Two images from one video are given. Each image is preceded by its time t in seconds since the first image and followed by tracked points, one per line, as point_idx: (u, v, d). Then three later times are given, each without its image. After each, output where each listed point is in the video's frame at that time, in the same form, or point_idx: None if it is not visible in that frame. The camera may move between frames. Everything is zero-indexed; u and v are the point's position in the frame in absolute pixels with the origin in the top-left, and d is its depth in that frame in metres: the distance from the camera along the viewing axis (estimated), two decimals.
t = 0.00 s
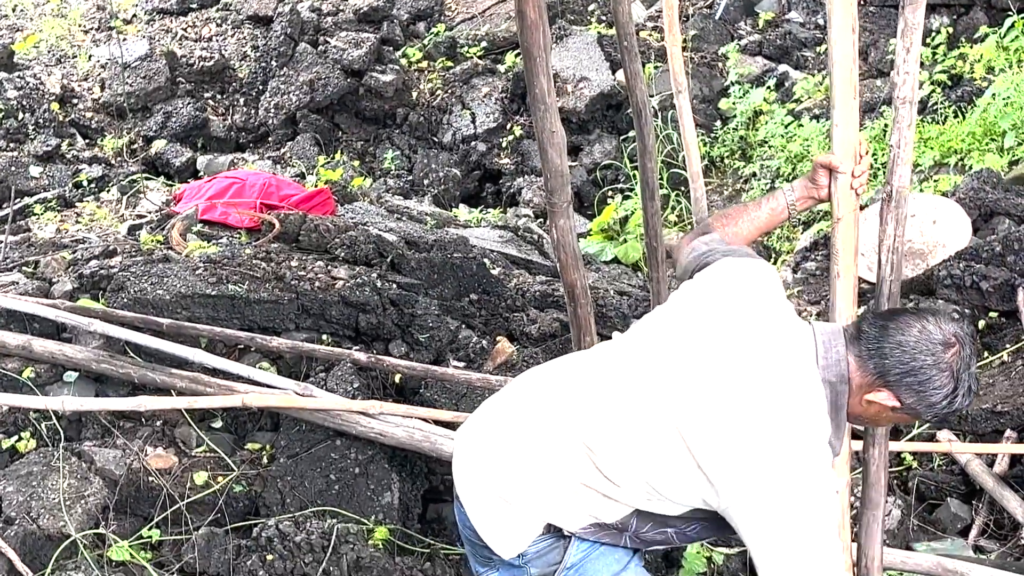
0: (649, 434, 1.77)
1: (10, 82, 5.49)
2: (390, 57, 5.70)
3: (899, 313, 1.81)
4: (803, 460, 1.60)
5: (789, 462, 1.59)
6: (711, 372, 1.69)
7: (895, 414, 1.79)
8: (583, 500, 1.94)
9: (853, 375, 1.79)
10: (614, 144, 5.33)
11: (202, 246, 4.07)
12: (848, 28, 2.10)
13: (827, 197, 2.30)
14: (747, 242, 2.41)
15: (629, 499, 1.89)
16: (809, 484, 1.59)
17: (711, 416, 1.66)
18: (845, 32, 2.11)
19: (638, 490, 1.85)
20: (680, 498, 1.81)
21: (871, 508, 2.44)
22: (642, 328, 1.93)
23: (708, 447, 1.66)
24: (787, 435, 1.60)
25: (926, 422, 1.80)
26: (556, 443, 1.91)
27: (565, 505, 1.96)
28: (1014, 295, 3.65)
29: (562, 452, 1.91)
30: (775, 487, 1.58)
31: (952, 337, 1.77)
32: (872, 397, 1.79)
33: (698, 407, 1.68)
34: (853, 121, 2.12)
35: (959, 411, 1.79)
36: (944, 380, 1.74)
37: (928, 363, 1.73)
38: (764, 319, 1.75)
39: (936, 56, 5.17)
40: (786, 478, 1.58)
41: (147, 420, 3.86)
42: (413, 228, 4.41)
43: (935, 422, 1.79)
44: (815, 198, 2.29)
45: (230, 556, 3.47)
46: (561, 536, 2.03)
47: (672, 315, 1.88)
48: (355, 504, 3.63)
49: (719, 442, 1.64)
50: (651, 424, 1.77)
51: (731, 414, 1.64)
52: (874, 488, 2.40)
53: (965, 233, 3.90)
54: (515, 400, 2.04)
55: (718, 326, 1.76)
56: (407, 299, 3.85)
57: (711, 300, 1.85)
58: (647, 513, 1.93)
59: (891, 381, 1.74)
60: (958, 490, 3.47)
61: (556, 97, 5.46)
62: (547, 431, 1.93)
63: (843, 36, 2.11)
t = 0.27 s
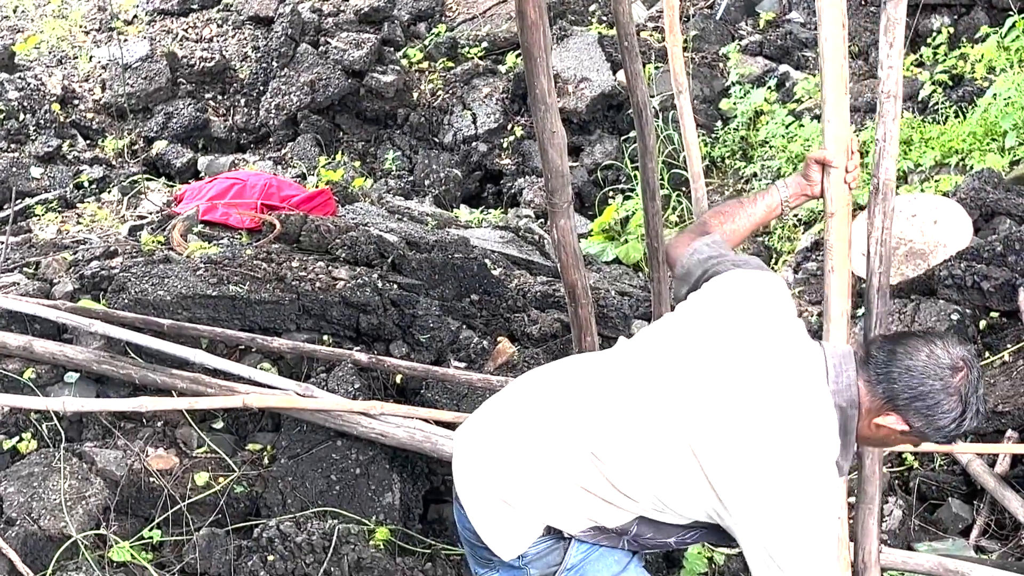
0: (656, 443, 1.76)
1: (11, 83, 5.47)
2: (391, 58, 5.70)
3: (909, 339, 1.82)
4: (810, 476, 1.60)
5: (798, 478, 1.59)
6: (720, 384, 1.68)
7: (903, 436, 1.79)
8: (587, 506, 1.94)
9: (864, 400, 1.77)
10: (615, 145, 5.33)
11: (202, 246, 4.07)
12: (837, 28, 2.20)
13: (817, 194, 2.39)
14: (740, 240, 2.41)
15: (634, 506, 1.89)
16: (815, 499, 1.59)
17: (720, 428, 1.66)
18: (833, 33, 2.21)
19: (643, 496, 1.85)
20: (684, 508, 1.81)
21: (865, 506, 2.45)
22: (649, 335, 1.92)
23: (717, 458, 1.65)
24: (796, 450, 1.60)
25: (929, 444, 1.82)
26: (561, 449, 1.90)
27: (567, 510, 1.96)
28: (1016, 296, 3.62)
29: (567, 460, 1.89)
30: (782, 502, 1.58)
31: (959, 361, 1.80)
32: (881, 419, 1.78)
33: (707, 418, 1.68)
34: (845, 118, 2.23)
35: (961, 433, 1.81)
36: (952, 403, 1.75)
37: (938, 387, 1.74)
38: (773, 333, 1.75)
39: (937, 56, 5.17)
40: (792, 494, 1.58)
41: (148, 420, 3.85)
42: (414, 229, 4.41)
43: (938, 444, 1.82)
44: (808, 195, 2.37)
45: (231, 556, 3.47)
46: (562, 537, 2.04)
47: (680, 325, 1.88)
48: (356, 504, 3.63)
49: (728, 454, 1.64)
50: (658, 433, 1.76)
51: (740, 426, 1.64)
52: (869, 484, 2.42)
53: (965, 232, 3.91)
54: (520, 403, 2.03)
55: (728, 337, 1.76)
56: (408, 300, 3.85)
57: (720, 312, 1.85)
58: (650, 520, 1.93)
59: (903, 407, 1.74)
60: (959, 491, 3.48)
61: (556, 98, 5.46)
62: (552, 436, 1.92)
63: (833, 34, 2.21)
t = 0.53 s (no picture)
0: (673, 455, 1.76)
1: (12, 85, 5.49)
2: (392, 60, 5.72)
3: (924, 369, 1.82)
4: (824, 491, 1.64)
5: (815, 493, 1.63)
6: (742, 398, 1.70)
7: (912, 464, 1.81)
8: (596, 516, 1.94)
9: (876, 426, 1.79)
10: (617, 146, 5.33)
11: (204, 248, 4.06)
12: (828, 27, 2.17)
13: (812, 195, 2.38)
14: (739, 246, 2.44)
15: (643, 519, 1.89)
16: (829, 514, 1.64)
17: (739, 443, 1.67)
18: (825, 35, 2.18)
19: (651, 507, 1.85)
20: (691, 520, 1.82)
21: (862, 507, 2.45)
22: (661, 347, 1.92)
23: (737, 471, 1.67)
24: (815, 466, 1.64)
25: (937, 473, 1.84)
26: (577, 459, 1.89)
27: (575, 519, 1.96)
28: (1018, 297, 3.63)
29: (581, 469, 1.88)
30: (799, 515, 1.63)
31: (973, 394, 1.81)
32: (892, 447, 1.80)
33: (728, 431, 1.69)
34: (836, 119, 2.21)
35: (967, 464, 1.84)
36: (964, 435, 1.76)
37: (951, 419, 1.75)
38: (790, 349, 1.77)
39: (938, 57, 5.16)
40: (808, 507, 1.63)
41: (149, 423, 3.86)
42: (416, 231, 4.41)
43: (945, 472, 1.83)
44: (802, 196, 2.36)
45: (233, 559, 3.45)
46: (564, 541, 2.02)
47: (696, 337, 1.88)
48: (358, 506, 3.63)
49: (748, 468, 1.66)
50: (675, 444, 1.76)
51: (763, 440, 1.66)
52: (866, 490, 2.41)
53: (967, 234, 3.90)
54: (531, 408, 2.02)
55: (747, 350, 1.78)
56: (410, 302, 3.86)
57: (741, 323, 1.88)
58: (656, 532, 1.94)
59: (914, 435, 1.76)
60: (961, 492, 3.47)
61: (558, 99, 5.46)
62: (565, 444, 1.91)
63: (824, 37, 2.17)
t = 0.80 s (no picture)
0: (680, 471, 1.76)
1: (15, 89, 5.46)
2: (394, 63, 5.73)
3: (940, 412, 1.76)
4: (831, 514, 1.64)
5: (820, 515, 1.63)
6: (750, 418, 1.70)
7: (923, 506, 1.76)
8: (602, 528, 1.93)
9: (887, 466, 1.74)
10: (619, 149, 5.33)
11: (205, 251, 4.06)
12: (822, 29, 2.36)
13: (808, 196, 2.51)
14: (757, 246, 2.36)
15: (648, 534, 1.89)
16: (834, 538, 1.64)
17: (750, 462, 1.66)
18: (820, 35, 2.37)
19: (657, 521, 1.85)
20: (697, 537, 1.81)
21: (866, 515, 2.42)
22: (676, 360, 1.90)
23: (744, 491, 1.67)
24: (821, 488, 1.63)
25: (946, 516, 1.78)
26: (587, 471, 1.88)
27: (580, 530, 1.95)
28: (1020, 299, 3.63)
29: (587, 482, 1.89)
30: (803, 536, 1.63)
31: (986, 440, 1.74)
32: (902, 488, 1.76)
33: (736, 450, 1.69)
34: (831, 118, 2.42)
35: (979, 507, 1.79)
36: (973, 482, 1.71)
37: (962, 467, 1.69)
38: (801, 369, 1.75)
39: (940, 59, 5.16)
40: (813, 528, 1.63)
41: (151, 426, 3.86)
42: (418, 233, 4.41)
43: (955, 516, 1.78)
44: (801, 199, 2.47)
45: (235, 561, 3.46)
46: (572, 551, 2.02)
47: (707, 352, 1.87)
48: (360, 510, 3.63)
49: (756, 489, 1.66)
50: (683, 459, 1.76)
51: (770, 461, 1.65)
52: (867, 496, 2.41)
53: (970, 237, 3.90)
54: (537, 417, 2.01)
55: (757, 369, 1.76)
56: (413, 305, 3.86)
57: (758, 338, 1.84)
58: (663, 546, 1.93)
59: (923, 480, 1.70)
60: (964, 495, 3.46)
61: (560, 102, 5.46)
62: (571, 456, 1.91)
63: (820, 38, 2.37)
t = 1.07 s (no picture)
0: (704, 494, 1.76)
1: (18, 92, 5.50)
2: (397, 66, 5.73)
3: (951, 459, 1.83)
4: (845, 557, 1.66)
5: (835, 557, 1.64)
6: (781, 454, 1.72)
7: (930, 550, 1.81)
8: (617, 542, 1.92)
9: (903, 509, 1.78)
10: (622, 153, 5.33)
11: (209, 255, 4.07)
12: (792, 33, 2.50)
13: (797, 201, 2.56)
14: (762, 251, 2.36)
15: (657, 547, 1.88)
16: None
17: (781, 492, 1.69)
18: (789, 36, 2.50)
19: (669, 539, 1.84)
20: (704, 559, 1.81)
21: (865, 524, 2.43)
22: (701, 384, 1.92)
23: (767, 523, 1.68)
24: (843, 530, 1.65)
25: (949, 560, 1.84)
26: (608, 484, 1.88)
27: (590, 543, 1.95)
28: None
29: (609, 494, 1.88)
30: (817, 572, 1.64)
31: (995, 487, 1.82)
32: (914, 532, 1.80)
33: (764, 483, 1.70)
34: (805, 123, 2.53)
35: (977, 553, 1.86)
36: (983, 527, 1.78)
37: (975, 513, 1.76)
38: (833, 412, 1.78)
39: (943, 63, 5.16)
40: (828, 545, 1.65)
41: (154, 429, 3.86)
42: (421, 237, 4.41)
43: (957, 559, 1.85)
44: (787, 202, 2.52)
45: (238, 565, 3.47)
46: (581, 556, 2.02)
47: (739, 377, 1.88)
48: (362, 513, 3.63)
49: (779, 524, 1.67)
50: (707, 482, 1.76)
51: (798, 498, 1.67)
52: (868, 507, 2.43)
53: (974, 240, 3.86)
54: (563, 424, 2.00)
55: (791, 404, 1.78)
56: (416, 308, 3.86)
57: (783, 369, 1.86)
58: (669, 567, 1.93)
59: (937, 522, 1.76)
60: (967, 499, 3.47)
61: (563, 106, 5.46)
62: (604, 464, 1.89)
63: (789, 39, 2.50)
